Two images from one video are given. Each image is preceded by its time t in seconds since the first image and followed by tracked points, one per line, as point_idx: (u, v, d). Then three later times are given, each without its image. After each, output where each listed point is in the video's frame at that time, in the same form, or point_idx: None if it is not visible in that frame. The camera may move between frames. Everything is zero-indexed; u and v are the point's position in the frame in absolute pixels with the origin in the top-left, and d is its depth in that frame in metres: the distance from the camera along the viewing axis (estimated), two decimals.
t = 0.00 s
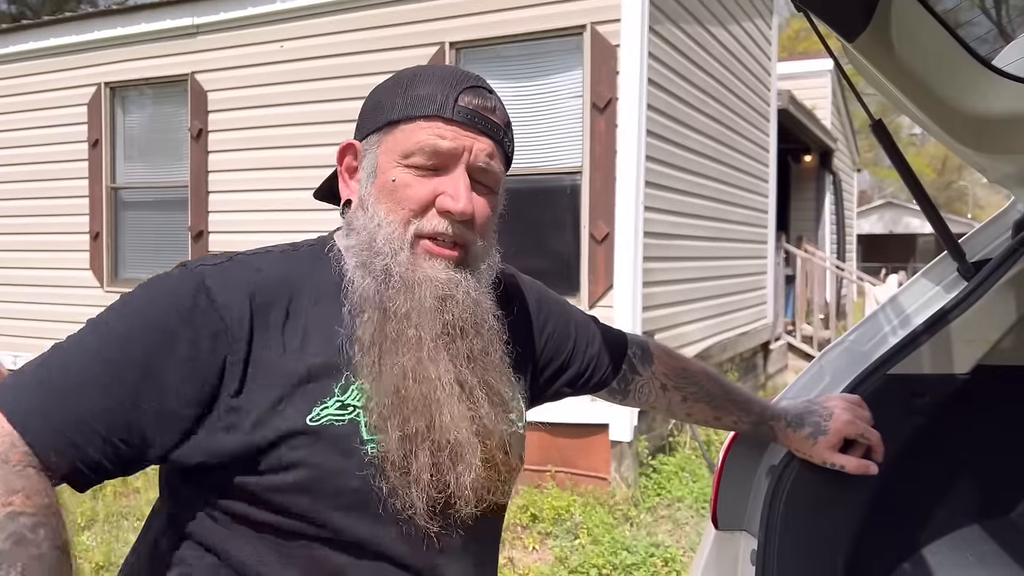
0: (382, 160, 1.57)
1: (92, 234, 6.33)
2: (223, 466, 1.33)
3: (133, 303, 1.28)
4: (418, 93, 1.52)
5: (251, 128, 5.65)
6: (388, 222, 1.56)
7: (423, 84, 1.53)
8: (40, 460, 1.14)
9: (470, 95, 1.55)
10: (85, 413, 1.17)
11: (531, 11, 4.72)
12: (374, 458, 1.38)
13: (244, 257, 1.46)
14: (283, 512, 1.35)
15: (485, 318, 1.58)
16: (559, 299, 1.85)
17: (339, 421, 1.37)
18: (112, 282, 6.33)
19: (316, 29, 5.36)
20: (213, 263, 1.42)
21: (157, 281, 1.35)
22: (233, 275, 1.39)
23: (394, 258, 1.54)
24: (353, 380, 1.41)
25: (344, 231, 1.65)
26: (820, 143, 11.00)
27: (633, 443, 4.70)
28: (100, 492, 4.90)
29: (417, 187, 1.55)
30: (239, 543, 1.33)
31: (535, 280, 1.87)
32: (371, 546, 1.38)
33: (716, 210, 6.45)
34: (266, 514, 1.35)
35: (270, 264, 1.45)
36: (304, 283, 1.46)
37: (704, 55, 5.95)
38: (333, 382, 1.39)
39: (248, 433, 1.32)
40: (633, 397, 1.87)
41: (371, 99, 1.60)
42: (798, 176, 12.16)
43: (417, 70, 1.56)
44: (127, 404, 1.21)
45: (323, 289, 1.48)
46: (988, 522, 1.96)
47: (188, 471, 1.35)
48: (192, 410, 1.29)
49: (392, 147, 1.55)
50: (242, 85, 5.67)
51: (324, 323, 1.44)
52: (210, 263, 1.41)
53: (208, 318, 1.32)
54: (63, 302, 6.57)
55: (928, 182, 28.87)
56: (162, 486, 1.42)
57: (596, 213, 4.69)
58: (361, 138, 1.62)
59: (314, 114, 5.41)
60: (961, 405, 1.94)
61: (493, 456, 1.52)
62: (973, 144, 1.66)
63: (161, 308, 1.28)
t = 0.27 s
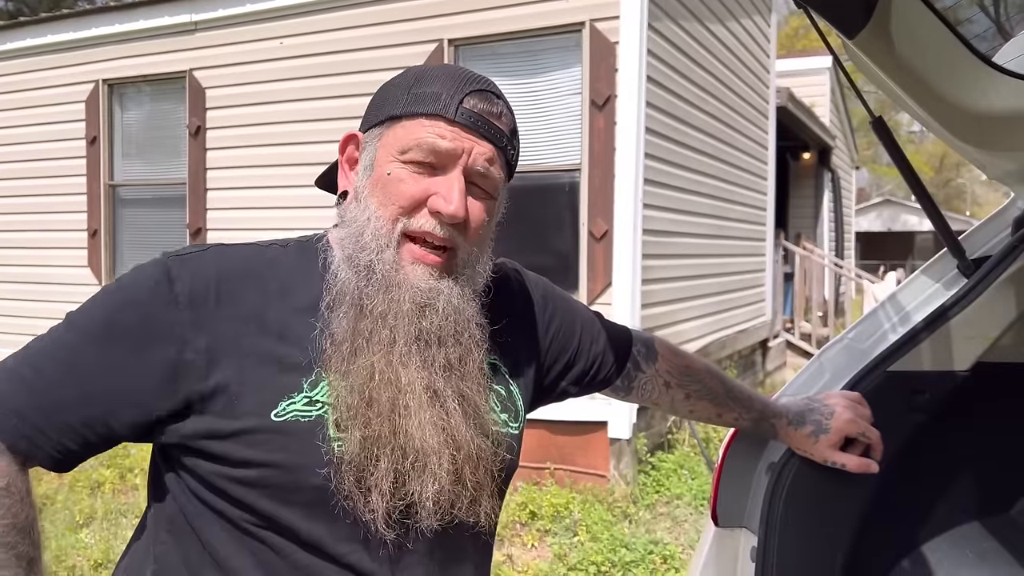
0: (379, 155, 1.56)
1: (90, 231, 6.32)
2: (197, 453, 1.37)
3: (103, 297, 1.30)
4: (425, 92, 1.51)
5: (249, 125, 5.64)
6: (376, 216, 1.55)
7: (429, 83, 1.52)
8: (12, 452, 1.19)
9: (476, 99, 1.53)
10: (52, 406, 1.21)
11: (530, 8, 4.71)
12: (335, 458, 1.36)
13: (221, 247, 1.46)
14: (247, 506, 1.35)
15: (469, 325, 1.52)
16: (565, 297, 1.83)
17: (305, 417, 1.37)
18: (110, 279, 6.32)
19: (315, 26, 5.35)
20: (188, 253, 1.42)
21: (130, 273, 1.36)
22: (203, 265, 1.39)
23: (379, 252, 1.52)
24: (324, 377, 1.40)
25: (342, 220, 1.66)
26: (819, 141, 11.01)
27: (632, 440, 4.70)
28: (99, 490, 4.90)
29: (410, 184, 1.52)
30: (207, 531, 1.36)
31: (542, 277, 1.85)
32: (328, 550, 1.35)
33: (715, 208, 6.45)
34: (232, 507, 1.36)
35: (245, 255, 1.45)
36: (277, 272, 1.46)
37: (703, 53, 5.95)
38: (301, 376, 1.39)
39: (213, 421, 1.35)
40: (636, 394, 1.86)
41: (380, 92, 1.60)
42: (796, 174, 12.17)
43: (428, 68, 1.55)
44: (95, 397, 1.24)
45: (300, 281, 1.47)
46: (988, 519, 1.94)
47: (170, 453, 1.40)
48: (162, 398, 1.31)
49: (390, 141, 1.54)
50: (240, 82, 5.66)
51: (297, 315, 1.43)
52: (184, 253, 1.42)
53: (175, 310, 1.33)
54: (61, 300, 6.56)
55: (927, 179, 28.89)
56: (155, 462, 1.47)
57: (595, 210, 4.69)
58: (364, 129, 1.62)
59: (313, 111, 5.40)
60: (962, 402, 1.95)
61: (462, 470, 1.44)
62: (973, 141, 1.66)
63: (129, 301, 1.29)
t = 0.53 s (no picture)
0: (374, 156, 1.56)
1: (89, 229, 6.31)
2: (194, 455, 1.34)
3: (101, 300, 1.29)
4: (420, 93, 1.51)
5: (248, 123, 5.64)
6: (370, 216, 1.56)
7: (424, 84, 1.52)
8: (14, 460, 1.18)
9: (472, 101, 1.53)
10: (56, 413, 1.19)
11: (528, 5, 4.71)
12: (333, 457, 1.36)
13: (217, 248, 1.45)
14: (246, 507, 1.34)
15: (461, 326, 1.53)
16: (565, 295, 1.84)
17: (302, 417, 1.36)
18: (109, 277, 6.32)
19: (313, 24, 5.34)
20: (184, 254, 1.41)
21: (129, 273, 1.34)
22: (201, 266, 1.38)
23: (372, 253, 1.53)
24: (320, 377, 1.39)
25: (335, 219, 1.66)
26: (817, 139, 11.02)
27: (631, 438, 4.70)
28: (97, 488, 4.91)
29: (403, 186, 1.53)
30: (205, 536, 1.34)
31: (542, 275, 1.86)
32: (326, 551, 1.35)
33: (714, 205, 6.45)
34: (230, 508, 1.35)
35: (244, 256, 1.45)
36: (272, 273, 1.46)
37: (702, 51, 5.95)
38: (299, 377, 1.38)
39: (213, 422, 1.33)
40: (636, 392, 1.87)
41: (376, 91, 1.59)
42: (795, 172, 12.18)
43: (424, 68, 1.55)
44: (98, 401, 1.23)
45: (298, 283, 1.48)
46: (986, 516, 1.96)
47: (164, 454, 1.38)
48: (164, 402, 1.30)
49: (384, 143, 1.54)
50: (239, 80, 5.65)
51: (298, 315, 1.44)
52: (181, 254, 1.41)
53: (175, 311, 1.32)
54: (59, 298, 6.55)
55: (925, 176, 28.89)
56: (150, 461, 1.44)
57: (593, 208, 4.69)
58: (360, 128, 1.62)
59: (311, 109, 5.40)
60: (959, 400, 1.95)
61: (458, 470, 1.44)
62: (970, 138, 1.66)
63: (128, 303, 1.28)
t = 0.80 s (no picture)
0: (375, 157, 1.55)
1: (88, 227, 6.31)
2: (204, 457, 1.31)
3: (107, 300, 1.25)
4: (419, 92, 1.50)
5: (247, 120, 5.63)
6: (373, 219, 1.55)
7: (425, 83, 1.51)
8: (21, 464, 1.15)
9: (472, 100, 1.51)
10: (64, 416, 1.16)
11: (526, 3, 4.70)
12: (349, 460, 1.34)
13: (224, 247, 1.42)
14: (256, 510, 1.32)
15: (466, 325, 1.52)
16: (564, 292, 1.84)
17: (314, 418, 1.34)
18: (108, 275, 6.32)
19: (312, 21, 5.33)
20: (190, 253, 1.38)
21: (135, 273, 1.31)
22: (209, 265, 1.35)
23: (377, 253, 1.52)
24: (331, 377, 1.38)
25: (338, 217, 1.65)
26: (817, 137, 11.02)
27: (630, 435, 4.70)
28: (97, 486, 4.91)
29: (405, 187, 1.52)
30: (213, 538, 1.33)
31: (542, 272, 1.85)
32: (337, 551, 1.33)
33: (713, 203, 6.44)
34: (239, 510, 1.33)
35: (251, 255, 1.42)
36: (280, 273, 1.44)
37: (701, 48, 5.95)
38: (309, 378, 1.36)
39: (223, 424, 1.30)
40: (635, 390, 1.87)
41: (377, 89, 1.59)
42: (794, 170, 12.20)
43: (424, 66, 1.53)
44: (107, 403, 1.20)
45: (304, 283, 1.46)
46: (987, 513, 1.95)
47: (169, 456, 1.35)
48: (174, 403, 1.27)
49: (384, 144, 1.53)
50: (237, 77, 5.64)
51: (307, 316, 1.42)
52: (186, 253, 1.37)
53: (183, 312, 1.29)
54: (58, 296, 6.55)
55: (924, 174, 28.88)
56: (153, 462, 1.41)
57: (592, 206, 4.69)
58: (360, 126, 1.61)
59: (310, 107, 5.39)
60: (961, 396, 1.95)
61: (468, 469, 1.44)
62: (968, 133, 1.66)
63: (136, 303, 1.25)
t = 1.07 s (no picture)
0: (410, 174, 1.41)
1: (87, 226, 6.30)
2: (210, 459, 1.28)
3: (111, 301, 1.22)
4: (456, 107, 1.38)
5: (246, 119, 5.62)
6: (412, 236, 1.43)
7: (459, 95, 1.38)
8: (28, 469, 1.13)
9: (507, 112, 1.42)
10: (69, 420, 1.14)
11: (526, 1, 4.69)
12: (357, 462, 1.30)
13: (230, 246, 1.38)
14: (263, 511, 1.29)
15: (501, 333, 1.46)
16: (563, 291, 1.84)
17: (322, 421, 1.29)
18: (107, 274, 6.31)
19: (311, 20, 5.33)
20: (195, 253, 1.34)
21: (140, 273, 1.27)
22: (215, 265, 1.32)
23: (419, 272, 1.41)
24: (339, 378, 1.32)
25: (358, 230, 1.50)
26: (815, 135, 11.04)
27: (629, 434, 4.71)
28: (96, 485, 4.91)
29: (452, 206, 1.41)
30: (219, 540, 1.31)
31: (542, 271, 1.85)
32: (345, 552, 1.31)
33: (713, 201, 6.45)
34: (245, 511, 1.30)
35: (259, 255, 1.38)
36: (289, 272, 1.38)
37: (700, 47, 5.95)
38: (317, 380, 1.31)
39: (230, 427, 1.26)
40: (634, 389, 1.86)
41: (390, 99, 1.43)
42: (793, 169, 12.23)
43: (446, 73, 1.41)
44: (113, 406, 1.17)
45: (322, 284, 1.39)
46: (985, 512, 1.96)
47: (174, 458, 1.32)
48: (179, 406, 1.24)
49: (422, 161, 1.40)
50: (237, 76, 5.64)
51: (320, 317, 1.35)
52: (192, 253, 1.34)
53: (190, 313, 1.25)
54: (56, 295, 6.54)
55: (923, 173, 28.91)
56: (156, 461, 1.38)
57: (592, 205, 4.69)
58: (383, 139, 1.44)
59: (309, 105, 5.39)
60: (960, 396, 1.95)
61: (483, 478, 1.39)
62: (968, 132, 1.66)
63: (141, 305, 1.21)
